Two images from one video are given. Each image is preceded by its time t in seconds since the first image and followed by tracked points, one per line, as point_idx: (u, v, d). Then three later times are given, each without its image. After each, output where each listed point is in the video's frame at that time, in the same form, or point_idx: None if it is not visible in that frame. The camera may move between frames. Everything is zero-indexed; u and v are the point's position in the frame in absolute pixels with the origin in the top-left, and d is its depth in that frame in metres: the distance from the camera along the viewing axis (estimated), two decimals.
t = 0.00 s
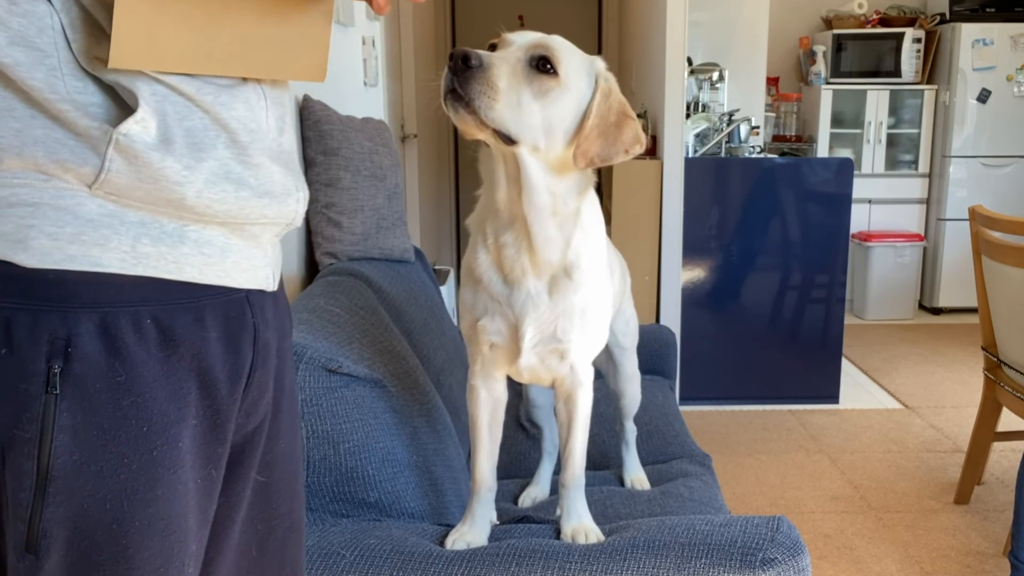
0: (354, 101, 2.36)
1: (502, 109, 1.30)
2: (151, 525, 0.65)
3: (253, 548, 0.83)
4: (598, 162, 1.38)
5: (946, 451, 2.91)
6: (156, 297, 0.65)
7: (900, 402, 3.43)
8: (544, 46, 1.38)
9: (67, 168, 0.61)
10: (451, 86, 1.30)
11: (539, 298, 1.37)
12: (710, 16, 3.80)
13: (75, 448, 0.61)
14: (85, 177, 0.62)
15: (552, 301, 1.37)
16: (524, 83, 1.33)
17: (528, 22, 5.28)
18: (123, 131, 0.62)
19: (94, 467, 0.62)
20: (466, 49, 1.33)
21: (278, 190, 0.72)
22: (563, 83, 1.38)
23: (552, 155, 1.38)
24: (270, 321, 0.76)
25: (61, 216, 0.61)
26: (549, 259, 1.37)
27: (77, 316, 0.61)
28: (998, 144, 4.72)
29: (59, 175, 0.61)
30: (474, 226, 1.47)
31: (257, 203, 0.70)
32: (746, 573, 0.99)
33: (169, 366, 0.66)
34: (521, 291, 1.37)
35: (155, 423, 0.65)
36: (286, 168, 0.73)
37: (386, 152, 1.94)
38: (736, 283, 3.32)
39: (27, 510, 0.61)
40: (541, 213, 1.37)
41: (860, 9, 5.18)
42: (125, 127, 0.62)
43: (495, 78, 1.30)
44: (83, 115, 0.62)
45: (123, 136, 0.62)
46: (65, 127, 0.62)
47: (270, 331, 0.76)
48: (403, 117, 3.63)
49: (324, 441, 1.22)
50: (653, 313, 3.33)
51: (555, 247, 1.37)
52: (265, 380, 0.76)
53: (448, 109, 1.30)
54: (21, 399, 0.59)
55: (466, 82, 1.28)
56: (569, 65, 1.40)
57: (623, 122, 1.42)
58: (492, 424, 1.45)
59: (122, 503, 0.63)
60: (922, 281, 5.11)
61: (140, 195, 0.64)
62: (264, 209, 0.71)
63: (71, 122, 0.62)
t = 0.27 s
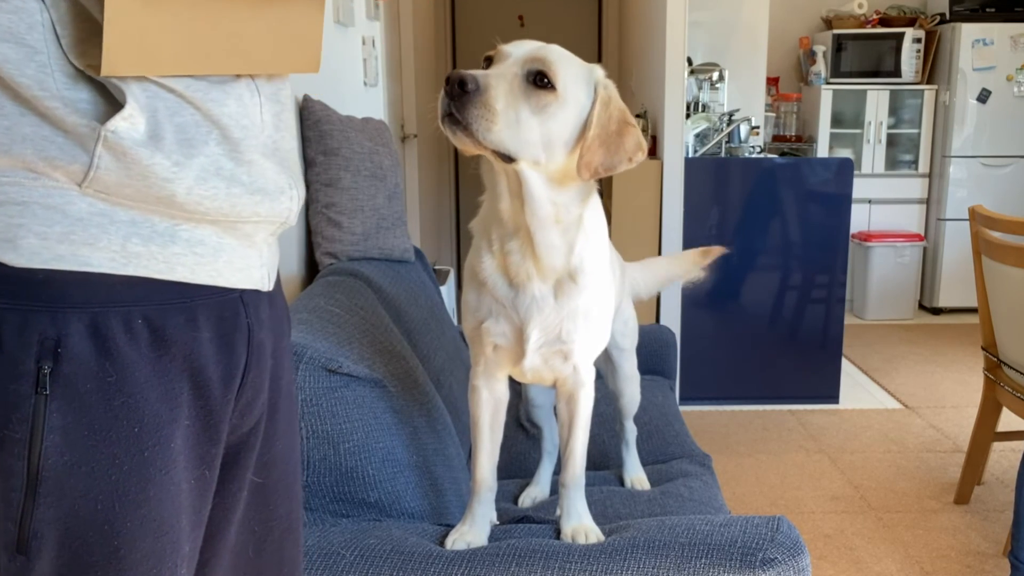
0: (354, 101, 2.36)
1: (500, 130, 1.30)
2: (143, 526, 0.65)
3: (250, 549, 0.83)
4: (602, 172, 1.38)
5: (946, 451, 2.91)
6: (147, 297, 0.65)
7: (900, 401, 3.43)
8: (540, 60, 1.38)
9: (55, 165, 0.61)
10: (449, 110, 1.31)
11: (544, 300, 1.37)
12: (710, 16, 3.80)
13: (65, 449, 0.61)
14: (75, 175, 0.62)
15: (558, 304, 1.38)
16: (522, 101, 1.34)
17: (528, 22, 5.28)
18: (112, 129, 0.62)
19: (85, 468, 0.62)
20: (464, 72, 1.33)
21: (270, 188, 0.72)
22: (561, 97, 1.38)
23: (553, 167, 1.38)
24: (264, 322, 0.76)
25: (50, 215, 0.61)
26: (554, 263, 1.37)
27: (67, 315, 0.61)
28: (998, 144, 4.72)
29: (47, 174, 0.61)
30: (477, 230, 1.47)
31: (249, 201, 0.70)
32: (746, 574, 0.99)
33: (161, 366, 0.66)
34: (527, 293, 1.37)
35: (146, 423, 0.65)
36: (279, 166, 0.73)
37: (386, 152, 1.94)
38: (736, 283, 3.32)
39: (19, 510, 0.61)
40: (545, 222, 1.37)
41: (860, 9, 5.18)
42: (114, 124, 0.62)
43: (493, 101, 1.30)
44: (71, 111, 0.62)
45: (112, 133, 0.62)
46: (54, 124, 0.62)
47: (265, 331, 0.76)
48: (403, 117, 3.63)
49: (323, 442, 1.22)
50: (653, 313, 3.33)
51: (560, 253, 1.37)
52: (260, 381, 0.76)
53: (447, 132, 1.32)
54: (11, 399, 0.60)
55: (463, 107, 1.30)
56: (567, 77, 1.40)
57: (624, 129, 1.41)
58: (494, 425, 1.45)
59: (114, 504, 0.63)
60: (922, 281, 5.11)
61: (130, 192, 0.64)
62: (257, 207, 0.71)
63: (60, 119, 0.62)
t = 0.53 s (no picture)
0: (354, 101, 2.36)
1: (506, 161, 1.31)
2: (139, 526, 0.65)
3: (248, 549, 0.83)
4: (611, 179, 1.41)
5: (946, 451, 2.91)
6: (143, 296, 0.65)
7: (900, 402, 3.43)
8: (540, 80, 1.38)
9: (50, 166, 0.61)
10: (454, 148, 1.32)
11: (542, 302, 1.37)
12: (710, 16, 3.80)
13: (61, 449, 0.61)
14: (69, 176, 0.61)
15: (557, 307, 1.38)
16: (525, 125, 1.34)
17: (529, 22, 5.28)
18: (105, 129, 0.61)
19: (81, 469, 0.62)
20: (464, 107, 1.33)
21: (265, 187, 0.72)
22: (563, 113, 1.38)
23: (560, 180, 1.38)
24: (262, 322, 0.76)
25: (45, 215, 0.61)
26: (554, 267, 1.37)
27: (62, 315, 0.61)
28: (998, 144, 4.72)
29: (42, 174, 0.60)
30: (476, 230, 1.47)
31: (244, 199, 0.70)
32: (746, 574, 0.99)
33: (157, 367, 0.66)
34: (524, 295, 1.37)
35: (142, 424, 0.65)
36: (274, 164, 0.73)
37: (386, 152, 1.94)
38: (736, 283, 3.32)
39: (14, 511, 0.61)
40: (546, 229, 1.37)
41: (860, 9, 5.18)
42: (108, 124, 0.61)
43: (496, 134, 1.31)
44: (65, 113, 0.61)
45: (106, 133, 0.61)
46: (47, 125, 0.61)
47: (262, 331, 0.76)
48: (403, 117, 3.63)
49: (322, 443, 1.22)
50: (653, 313, 3.33)
51: (560, 257, 1.38)
52: (258, 381, 0.76)
53: (455, 167, 1.32)
54: (5, 400, 0.59)
55: (467, 144, 1.30)
56: (567, 92, 1.40)
57: (629, 135, 1.42)
58: (494, 426, 1.45)
59: (110, 504, 0.64)
60: (922, 281, 5.11)
61: (125, 192, 0.63)
62: (253, 205, 0.71)
63: (53, 120, 0.61)
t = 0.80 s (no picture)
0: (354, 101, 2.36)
1: (521, 181, 1.31)
2: (143, 525, 0.65)
3: (249, 548, 0.83)
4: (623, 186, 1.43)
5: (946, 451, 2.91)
6: (147, 297, 0.65)
7: (900, 402, 3.43)
8: (550, 95, 1.38)
9: (55, 169, 0.61)
10: (469, 169, 1.32)
11: (543, 305, 1.37)
12: (709, 16, 3.80)
13: (66, 449, 0.61)
14: (74, 178, 0.61)
15: (559, 310, 1.38)
16: (537, 143, 1.35)
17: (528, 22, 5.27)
18: (111, 132, 0.61)
19: (86, 468, 0.62)
20: (476, 128, 1.33)
21: (267, 187, 0.72)
22: (574, 127, 1.38)
23: (572, 193, 1.39)
24: (264, 321, 0.76)
25: (50, 216, 0.61)
26: (557, 270, 1.37)
27: (67, 315, 0.61)
28: (998, 144, 4.72)
29: (48, 177, 0.61)
30: (477, 230, 1.47)
31: (248, 200, 0.70)
32: (746, 574, 0.99)
33: (162, 366, 0.66)
34: (526, 297, 1.37)
35: (147, 424, 0.65)
36: (275, 165, 0.73)
37: (386, 152, 1.94)
38: (736, 283, 3.32)
39: (20, 511, 0.61)
40: (553, 235, 1.37)
41: (860, 9, 5.18)
42: (114, 128, 0.61)
43: (511, 155, 1.31)
44: (70, 117, 0.61)
45: (112, 136, 0.61)
46: (53, 128, 0.61)
47: (264, 330, 0.76)
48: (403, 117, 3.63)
49: (323, 442, 1.22)
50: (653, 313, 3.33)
51: (565, 261, 1.38)
52: (260, 380, 0.76)
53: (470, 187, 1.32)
54: (11, 400, 0.59)
55: (482, 167, 1.30)
56: (578, 106, 1.40)
57: (638, 144, 1.44)
58: (494, 426, 1.45)
59: (114, 503, 0.63)
60: (922, 281, 5.11)
61: (130, 195, 0.63)
62: (256, 206, 0.71)
63: (59, 123, 0.61)
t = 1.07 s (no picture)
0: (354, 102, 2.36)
1: (524, 180, 1.31)
2: (148, 522, 0.65)
3: (251, 545, 0.83)
4: (624, 188, 1.43)
5: (947, 451, 2.91)
6: (150, 296, 0.65)
7: (900, 401, 3.43)
8: (553, 94, 1.38)
9: (59, 172, 0.61)
10: (471, 169, 1.32)
11: (545, 307, 1.37)
12: (709, 16, 3.80)
13: (72, 446, 0.61)
14: (78, 180, 0.61)
15: (559, 314, 1.38)
16: (540, 141, 1.35)
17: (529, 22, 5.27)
18: (115, 135, 0.61)
19: (91, 466, 0.62)
20: (479, 128, 1.33)
21: (268, 187, 0.72)
22: (577, 127, 1.39)
23: (573, 192, 1.39)
24: (267, 319, 0.76)
25: (55, 216, 0.61)
26: (559, 274, 1.37)
27: (72, 313, 0.61)
28: (998, 144, 4.72)
29: (52, 179, 0.61)
30: (479, 233, 1.47)
31: (250, 201, 0.70)
32: (746, 574, 0.99)
33: (166, 364, 0.66)
34: (527, 299, 1.37)
35: (151, 421, 0.65)
36: (276, 165, 0.73)
37: (386, 152, 1.94)
38: (736, 283, 3.32)
39: (25, 508, 0.61)
40: (555, 238, 1.37)
41: (860, 9, 5.18)
42: (118, 131, 0.62)
43: (513, 154, 1.31)
44: (73, 121, 0.61)
45: (115, 140, 0.61)
46: (56, 132, 0.61)
47: (268, 327, 0.76)
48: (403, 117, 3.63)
49: (325, 442, 1.22)
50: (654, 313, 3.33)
51: (566, 264, 1.38)
52: (262, 378, 0.76)
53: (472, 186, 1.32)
54: (15, 397, 0.59)
55: (485, 165, 1.30)
56: (580, 106, 1.41)
57: (640, 146, 1.45)
58: (495, 426, 1.45)
59: (118, 501, 0.63)
60: (922, 281, 5.11)
61: (133, 197, 0.64)
62: (258, 205, 0.71)
63: (63, 127, 0.61)
